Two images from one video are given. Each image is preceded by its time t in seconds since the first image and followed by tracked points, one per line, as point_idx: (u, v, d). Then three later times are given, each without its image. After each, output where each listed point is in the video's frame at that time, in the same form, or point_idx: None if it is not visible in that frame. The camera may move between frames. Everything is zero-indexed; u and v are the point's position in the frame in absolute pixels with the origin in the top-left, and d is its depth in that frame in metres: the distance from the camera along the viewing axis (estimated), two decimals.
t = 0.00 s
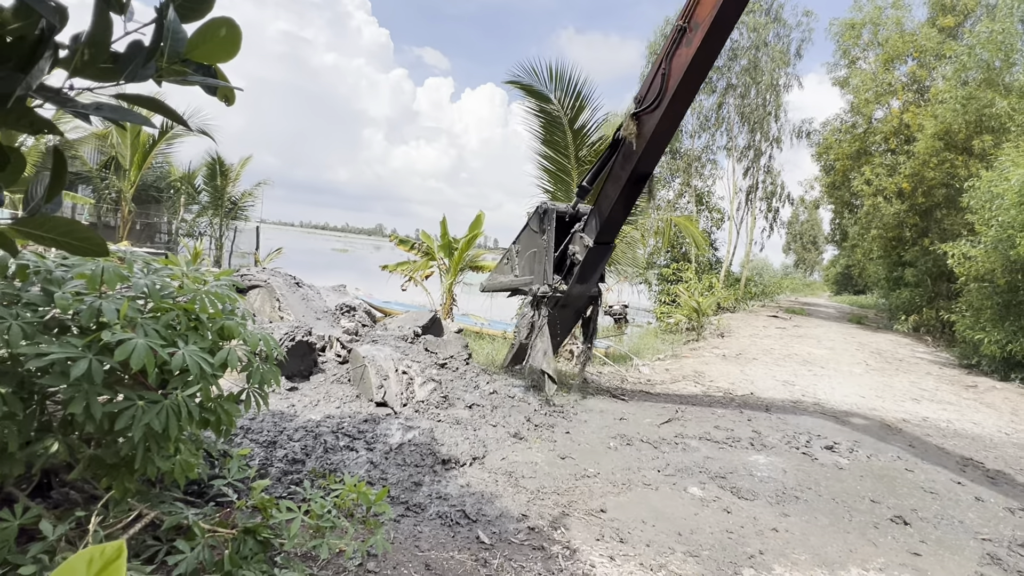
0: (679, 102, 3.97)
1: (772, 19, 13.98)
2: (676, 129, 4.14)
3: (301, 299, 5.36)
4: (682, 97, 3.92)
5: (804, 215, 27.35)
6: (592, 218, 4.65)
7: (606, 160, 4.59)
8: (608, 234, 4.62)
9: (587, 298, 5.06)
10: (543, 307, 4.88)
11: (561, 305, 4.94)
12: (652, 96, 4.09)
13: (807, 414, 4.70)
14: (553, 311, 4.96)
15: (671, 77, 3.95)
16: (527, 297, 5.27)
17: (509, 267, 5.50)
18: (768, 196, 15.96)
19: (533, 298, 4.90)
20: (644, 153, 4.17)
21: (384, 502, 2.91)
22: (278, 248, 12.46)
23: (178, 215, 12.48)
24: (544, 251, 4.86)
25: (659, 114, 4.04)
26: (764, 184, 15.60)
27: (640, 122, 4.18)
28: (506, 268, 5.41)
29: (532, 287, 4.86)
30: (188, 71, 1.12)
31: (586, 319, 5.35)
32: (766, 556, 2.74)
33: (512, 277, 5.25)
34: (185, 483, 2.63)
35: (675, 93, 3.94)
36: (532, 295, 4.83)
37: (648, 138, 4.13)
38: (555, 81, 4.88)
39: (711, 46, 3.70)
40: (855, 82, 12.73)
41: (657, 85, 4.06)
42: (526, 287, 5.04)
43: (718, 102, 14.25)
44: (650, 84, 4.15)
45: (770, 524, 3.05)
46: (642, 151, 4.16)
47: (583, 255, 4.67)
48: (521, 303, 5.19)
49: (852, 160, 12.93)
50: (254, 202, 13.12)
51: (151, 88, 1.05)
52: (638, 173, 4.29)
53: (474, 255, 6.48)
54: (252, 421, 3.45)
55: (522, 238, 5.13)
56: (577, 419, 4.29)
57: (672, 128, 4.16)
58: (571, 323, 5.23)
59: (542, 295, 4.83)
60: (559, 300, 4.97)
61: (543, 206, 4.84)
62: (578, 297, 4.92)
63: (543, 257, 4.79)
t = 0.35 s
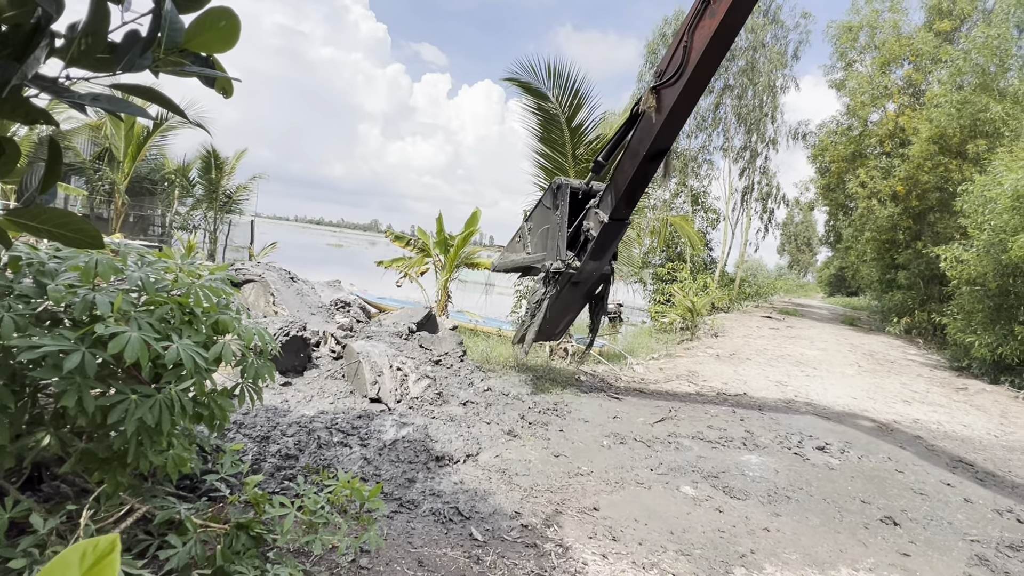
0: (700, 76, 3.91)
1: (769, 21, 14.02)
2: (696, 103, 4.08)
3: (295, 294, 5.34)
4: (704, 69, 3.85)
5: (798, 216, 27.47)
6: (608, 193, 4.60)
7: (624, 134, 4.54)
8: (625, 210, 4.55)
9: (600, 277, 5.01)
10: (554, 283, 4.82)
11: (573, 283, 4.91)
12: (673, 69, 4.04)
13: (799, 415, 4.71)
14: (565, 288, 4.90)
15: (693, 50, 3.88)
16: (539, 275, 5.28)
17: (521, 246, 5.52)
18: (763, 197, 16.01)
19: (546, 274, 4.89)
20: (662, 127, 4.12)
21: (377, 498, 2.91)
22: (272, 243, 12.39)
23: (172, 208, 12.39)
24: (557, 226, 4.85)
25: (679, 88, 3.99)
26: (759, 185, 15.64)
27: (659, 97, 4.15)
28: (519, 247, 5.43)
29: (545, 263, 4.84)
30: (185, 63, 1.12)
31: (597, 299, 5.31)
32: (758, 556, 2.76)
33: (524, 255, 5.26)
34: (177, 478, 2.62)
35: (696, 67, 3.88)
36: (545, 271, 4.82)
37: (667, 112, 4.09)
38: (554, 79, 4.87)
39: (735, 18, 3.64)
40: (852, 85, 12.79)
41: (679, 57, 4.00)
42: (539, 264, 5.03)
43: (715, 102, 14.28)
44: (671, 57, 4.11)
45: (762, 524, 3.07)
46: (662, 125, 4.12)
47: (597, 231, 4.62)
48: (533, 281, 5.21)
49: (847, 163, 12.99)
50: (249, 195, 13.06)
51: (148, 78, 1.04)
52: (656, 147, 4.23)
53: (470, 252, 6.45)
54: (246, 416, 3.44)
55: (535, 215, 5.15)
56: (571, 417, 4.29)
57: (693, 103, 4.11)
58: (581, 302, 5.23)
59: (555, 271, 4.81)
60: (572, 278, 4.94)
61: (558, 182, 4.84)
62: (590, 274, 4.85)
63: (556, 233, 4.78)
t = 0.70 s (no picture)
0: (718, 48, 3.76)
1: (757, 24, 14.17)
2: (713, 78, 3.95)
3: (279, 289, 5.27)
4: (721, 43, 3.70)
5: (782, 219, 27.79)
6: (619, 170, 4.56)
7: (639, 107, 4.46)
8: (636, 187, 4.50)
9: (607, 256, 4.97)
10: (561, 262, 4.76)
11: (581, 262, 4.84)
12: (692, 41, 3.91)
13: (781, 415, 4.76)
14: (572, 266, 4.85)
15: (713, 20, 3.72)
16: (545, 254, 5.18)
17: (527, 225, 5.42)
18: (749, 200, 16.18)
19: (553, 252, 4.81)
20: (676, 102, 4.05)
21: (359, 495, 2.89)
22: (256, 237, 12.21)
23: (154, 201, 12.16)
24: (565, 205, 4.74)
25: (695, 62, 3.87)
26: (745, 187, 15.80)
27: (675, 70, 4.04)
28: (525, 225, 5.32)
29: (553, 240, 4.74)
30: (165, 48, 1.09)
31: (603, 279, 5.27)
32: (738, 554, 2.79)
33: (530, 234, 5.15)
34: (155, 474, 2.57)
35: (715, 39, 3.73)
36: (552, 250, 4.72)
37: (682, 87, 4.00)
38: (543, 77, 4.86)
39: None
40: (837, 90, 12.97)
41: (699, 27, 3.85)
42: (546, 243, 4.93)
43: (704, 104, 14.38)
44: (690, 29, 3.97)
45: (742, 522, 3.10)
46: (675, 100, 4.04)
47: (607, 208, 4.58)
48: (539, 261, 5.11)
49: (831, 167, 13.17)
50: (234, 188, 12.90)
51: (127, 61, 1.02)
52: (670, 123, 4.17)
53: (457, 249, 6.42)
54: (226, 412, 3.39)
55: (542, 194, 5.05)
56: (556, 415, 4.29)
57: (710, 78, 3.97)
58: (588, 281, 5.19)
59: (562, 249, 4.72)
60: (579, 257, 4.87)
61: (568, 157, 4.74)
62: (598, 253, 4.80)
63: (565, 210, 4.68)
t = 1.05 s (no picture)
0: (737, 51, 3.63)
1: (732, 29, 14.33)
2: (732, 80, 3.83)
3: (250, 286, 5.16)
4: (740, 45, 3.58)
5: (755, 219, 28.27)
6: (635, 173, 4.42)
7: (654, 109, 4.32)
8: (652, 191, 4.36)
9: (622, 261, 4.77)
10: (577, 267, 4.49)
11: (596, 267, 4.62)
12: (709, 43, 3.78)
13: (750, 413, 4.85)
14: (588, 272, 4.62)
15: (732, 22, 3.58)
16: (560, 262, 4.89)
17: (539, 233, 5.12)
18: (722, 200, 16.46)
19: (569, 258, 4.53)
20: (693, 105, 3.92)
21: (330, 496, 2.86)
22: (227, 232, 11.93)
23: (120, 193, 11.79)
24: (580, 209, 4.46)
25: (713, 64, 3.73)
26: (719, 188, 16.07)
27: (693, 72, 3.90)
28: (535, 233, 5.01)
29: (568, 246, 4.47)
30: (128, 41, 1.06)
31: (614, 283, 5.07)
32: (706, 550, 2.85)
33: (542, 241, 4.85)
34: (118, 476, 2.50)
35: (734, 42, 3.60)
36: (569, 255, 4.44)
37: (699, 90, 3.87)
38: (519, 75, 4.79)
39: None
40: (808, 94, 13.27)
41: (717, 29, 3.72)
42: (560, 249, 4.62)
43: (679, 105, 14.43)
44: (707, 30, 3.83)
45: (712, 518, 3.16)
46: (693, 103, 3.90)
47: (623, 213, 4.43)
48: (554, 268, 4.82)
49: (801, 169, 13.47)
50: (204, 181, 12.59)
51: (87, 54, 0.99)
52: (687, 126, 4.03)
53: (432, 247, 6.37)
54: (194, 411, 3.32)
55: (554, 199, 4.75)
56: (530, 414, 4.30)
57: (728, 80, 3.85)
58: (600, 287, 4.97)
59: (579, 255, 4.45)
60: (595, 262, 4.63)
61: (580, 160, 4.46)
62: (614, 258, 4.60)
63: (581, 214, 4.40)
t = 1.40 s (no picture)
0: (747, 67, 3.69)
1: (693, 30, 13.82)
2: (742, 96, 3.86)
3: (204, 283, 4.99)
4: (752, 59, 3.63)
5: (714, 220, 29.08)
6: (646, 191, 4.44)
7: (661, 127, 4.36)
8: (664, 209, 4.37)
9: (634, 279, 4.77)
10: (589, 284, 4.50)
11: (608, 286, 4.65)
12: (717, 61, 3.85)
13: (708, 406, 4.96)
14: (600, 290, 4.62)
15: (742, 39, 3.66)
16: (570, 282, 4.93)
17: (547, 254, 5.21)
18: (684, 200, 16.83)
19: (580, 276, 4.56)
20: (704, 120, 3.93)
21: (288, 498, 2.79)
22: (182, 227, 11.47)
23: (64, 185, 11.18)
24: (590, 227, 4.55)
25: (724, 81, 3.79)
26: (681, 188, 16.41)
27: (702, 89, 3.95)
28: (544, 254, 5.11)
29: (579, 264, 4.53)
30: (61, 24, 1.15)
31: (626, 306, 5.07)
32: (666, 541, 2.91)
33: (552, 261, 4.93)
34: (59, 482, 2.37)
35: (744, 58, 3.66)
36: (579, 272, 4.49)
37: (710, 105, 3.89)
38: (484, 71, 4.74)
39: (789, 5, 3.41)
40: (765, 97, 13.68)
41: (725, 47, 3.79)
42: (572, 268, 4.69)
43: (641, 105, 14.18)
44: (716, 48, 3.91)
45: (671, 510, 3.22)
46: (704, 119, 3.92)
47: (635, 231, 4.45)
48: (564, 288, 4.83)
49: (759, 170, 13.88)
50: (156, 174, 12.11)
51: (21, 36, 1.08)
52: (699, 142, 4.03)
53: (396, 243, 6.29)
54: (143, 413, 3.18)
55: (562, 220, 4.90)
56: (494, 411, 4.29)
57: (738, 96, 3.88)
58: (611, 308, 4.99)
59: (590, 272, 4.49)
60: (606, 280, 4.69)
61: (588, 181, 4.61)
62: (625, 276, 4.63)
63: (591, 232, 4.49)
